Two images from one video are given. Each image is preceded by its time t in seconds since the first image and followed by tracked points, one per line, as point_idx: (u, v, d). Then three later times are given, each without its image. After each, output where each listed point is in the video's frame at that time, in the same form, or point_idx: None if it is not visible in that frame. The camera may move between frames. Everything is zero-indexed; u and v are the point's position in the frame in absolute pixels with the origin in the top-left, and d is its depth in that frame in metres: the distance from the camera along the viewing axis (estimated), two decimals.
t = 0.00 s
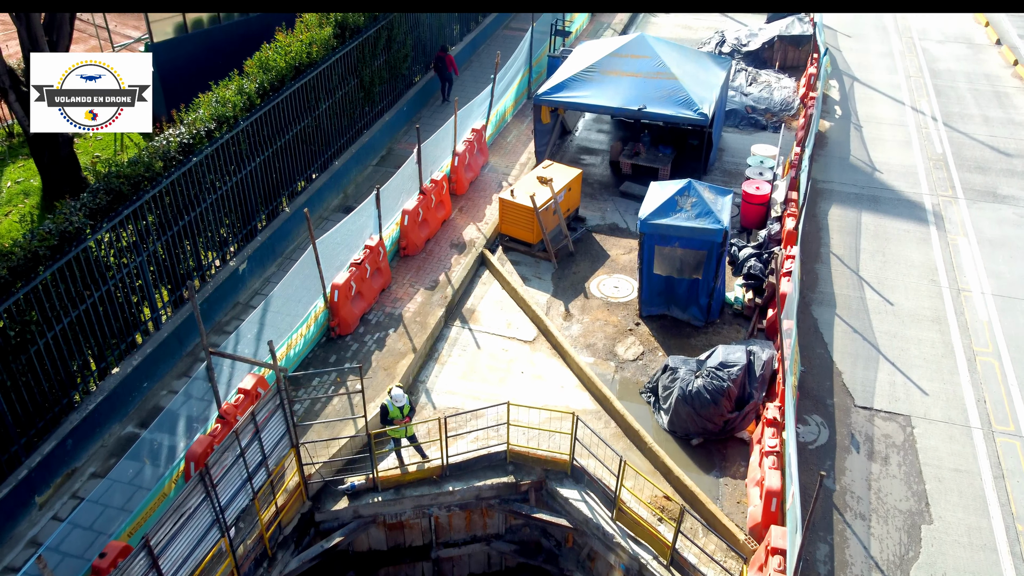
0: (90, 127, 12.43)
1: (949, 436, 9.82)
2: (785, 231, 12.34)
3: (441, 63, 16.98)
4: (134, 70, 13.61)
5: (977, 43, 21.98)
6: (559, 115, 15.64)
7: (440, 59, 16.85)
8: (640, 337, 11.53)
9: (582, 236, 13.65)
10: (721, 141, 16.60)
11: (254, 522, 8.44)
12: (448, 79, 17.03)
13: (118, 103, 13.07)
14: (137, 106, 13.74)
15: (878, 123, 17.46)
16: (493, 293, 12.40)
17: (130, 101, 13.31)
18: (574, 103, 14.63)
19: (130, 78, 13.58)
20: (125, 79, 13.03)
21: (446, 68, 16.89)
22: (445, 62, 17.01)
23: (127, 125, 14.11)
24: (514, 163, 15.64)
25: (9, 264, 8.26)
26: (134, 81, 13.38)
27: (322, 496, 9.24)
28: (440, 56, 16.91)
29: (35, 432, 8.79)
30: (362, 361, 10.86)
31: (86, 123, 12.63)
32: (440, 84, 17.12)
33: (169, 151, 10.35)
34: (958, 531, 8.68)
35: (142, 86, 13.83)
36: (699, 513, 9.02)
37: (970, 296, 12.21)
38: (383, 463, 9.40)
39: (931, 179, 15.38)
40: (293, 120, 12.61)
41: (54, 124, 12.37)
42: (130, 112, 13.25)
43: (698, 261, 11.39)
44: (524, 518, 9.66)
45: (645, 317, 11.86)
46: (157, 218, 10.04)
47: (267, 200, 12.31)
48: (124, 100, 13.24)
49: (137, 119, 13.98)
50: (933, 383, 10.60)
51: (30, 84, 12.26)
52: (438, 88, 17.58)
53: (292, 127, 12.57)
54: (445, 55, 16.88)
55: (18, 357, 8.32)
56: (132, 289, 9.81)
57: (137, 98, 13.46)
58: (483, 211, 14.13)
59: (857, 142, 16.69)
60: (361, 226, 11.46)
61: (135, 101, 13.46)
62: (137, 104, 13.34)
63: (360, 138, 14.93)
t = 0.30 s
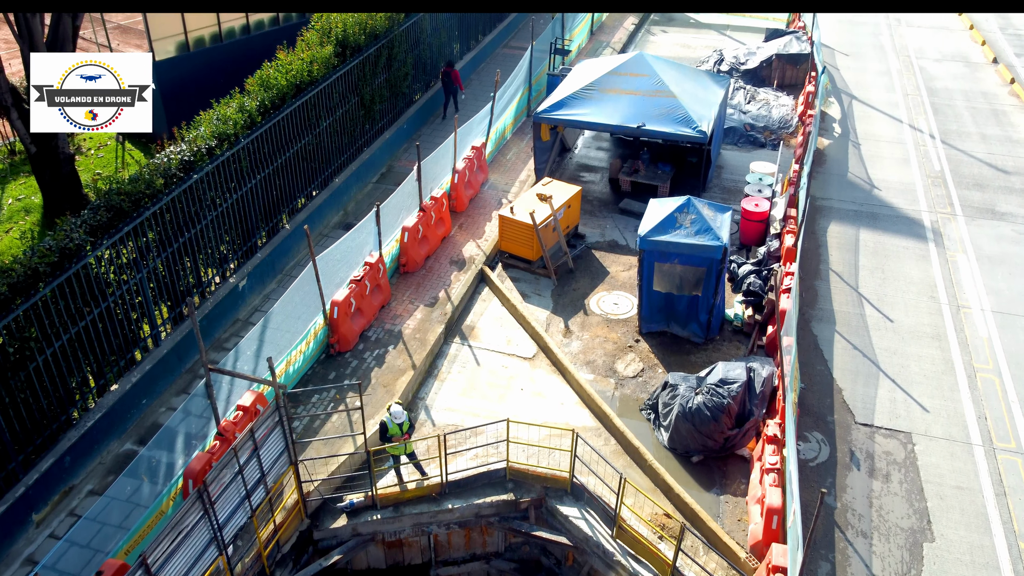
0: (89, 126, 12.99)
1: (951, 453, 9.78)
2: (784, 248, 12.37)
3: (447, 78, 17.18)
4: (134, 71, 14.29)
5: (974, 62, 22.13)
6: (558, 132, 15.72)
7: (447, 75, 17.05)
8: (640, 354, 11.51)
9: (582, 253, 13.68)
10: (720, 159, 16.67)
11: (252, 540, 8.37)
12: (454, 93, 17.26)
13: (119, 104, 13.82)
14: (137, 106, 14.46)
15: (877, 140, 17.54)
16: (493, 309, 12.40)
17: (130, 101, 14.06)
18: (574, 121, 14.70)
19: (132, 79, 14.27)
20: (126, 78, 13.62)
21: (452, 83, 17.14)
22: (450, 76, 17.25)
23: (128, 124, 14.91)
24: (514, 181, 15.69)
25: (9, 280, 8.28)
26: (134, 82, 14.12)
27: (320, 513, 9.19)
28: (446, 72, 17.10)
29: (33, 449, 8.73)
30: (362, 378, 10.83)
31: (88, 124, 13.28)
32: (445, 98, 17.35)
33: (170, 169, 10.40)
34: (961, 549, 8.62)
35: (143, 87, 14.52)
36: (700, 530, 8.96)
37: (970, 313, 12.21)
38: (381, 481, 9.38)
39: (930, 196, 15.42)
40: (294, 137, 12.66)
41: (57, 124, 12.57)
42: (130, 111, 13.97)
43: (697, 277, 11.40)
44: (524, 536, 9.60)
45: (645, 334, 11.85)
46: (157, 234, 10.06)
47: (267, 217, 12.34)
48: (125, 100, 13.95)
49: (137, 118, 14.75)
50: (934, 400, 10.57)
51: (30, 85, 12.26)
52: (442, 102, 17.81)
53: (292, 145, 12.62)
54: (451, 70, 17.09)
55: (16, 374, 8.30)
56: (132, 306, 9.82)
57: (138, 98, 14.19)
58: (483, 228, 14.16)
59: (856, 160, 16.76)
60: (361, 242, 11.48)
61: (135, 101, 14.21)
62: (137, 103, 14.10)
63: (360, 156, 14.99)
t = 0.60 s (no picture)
0: (87, 125, 13.39)
1: (951, 469, 9.75)
2: (783, 264, 12.41)
3: (451, 89, 17.59)
4: (134, 71, 14.63)
5: (971, 79, 22.27)
6: (557, 149, 15.79)
7: (451, 87, 17.41)
8: (639, 370, 11.50)
9: (581, 269, 13.70)
10: (718, 175, 16.73)
11: (250, 557, 8.30)
12: (457, 104, 17.60)
13: (119, 103, 14.16)
14: (137, 106, 14.83)
15: (875, 157, 17.61)
16: (493, 325, 12.41)
17: (130, 100, 14.42)
18: (573, 137, 14.77)
19: (132, 79, 14.61)
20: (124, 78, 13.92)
21: (455, 94, 17.49)
22: (455, 88, 17.60)
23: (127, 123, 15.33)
24: (514, 197, 15.74)
25: (8, 296, 8.28)
26: (134, 82, 14.46)
27: (319, 530, 9.17)
28: (450, 84, 17.52)
29: (30, 466, 8.70)
30: (361, 394, 10.81)
31: (87, 124, 13.61)
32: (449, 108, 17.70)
33: (170, 185, 10.43)
34: (962, 566, 8.57)
35: (144, 87, 14.85)
36: (700, 547, 8.91)
37: (969, 329, 12.21)
38: (379, 498, 9.38)
39: (928, 212, 15.46)
40: (294, 154, 12.71)
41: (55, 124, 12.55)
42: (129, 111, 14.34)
43: (696, 293, 11.42)
44: (524, 554, 9.49)
45: (645, 350, 11.84)
46: (157, 251, 10.07)
47: (267, 233, 12.37)
48: (124, 100, 14.32)
49: (138, 118, 15.19)
50: (934, 416, 10.55)
51: (31, 85, 12.33)
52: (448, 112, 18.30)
53: (292, 161, 12.68)
54: (456, 81, 17.48)
55: (15, 390, 8.28)
56: (131, 322, 9.83)
57: (138, 98, 14.56)
58: (483, 244, 14.19)
59: (854, 176, 16.82)
60: (361, 258, 11.50)
61: (135, 101, 14.57)
62: (137, 103, 14.48)
63: (360, 172, 15.05)
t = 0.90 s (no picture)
0: (90, 127, 12.83)
1: (952, 485, 9.72)
2: (781, 279, 12.44)
3: (456, 102, 18.01)
4: (134, 71, 14.32)
5: (968, 96, 22.39)
6: (557, 165, 15.85)
7: (455, 100, 17.87)
8: (639, 386, 11.48)
9: (580, 284, 13.72)
10: (717, 191, 16.79)
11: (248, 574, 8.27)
12: (460, 116, 18.00)
13: (117, 103, 13.75)
14: (138, 107, 14.53)
15: (873, 173, 17.68)
16: (492, 340, 12.41)
17: (130, 100, 14.17)
18: (572, 154, 14.83)
19: (132, 79, 14.30)
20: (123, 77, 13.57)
21: (459, 107, 17.90)
22: (458, 100, 18.04)
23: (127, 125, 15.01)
24: (513, 213, 15.79)
25: (8, 311, 8.29)
26: (134, 81, 14.17)
27: (317, 546, 9.11)
28: (455, 96, 17.95)
29: (28, 481, 8.68)
30: (360, 410, 10.78)
31: (86, 125, 12.94)
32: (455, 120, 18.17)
33: (170, 201, 10.47)
34: None
35: (143, 87, 14.57)
36: (700, 564, 8.86)
37: (969, 344, 12.21)
38: (377, 514, 9.32)
39: (926, 228, 15.50)
40: (294, 170, 12.76)
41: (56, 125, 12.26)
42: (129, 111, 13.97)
43: (695, 309, 11.42)
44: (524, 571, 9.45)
45: (644, 365, 11.84)
46: (157, 266, 10.09)
47: (267, 249, 12.40)
48: (125, 100, 14.04)
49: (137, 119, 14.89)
50: (934, 432, 10.53)
51: (31, 85, 12.21)
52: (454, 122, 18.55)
53: (292, 177, 12.72)
54: (458, 94, 17.88)
55: (13, 406, 8.26)
56: (131, 337, 9.84)
57: (138, 98, 14.34)
58: (482, 260, 14.22)
59: (852, 192, 16.87)
60: (360, 274, 11.52)
61: (135, 101, 14.31)
62: (137, 104, 14.22)
63: (360, 188, 15.10)
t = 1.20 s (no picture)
0: (89, 126, 12.62)
1: (952, 500, 9.69)
2: (781, 294, 12.46)
3: (458, 113, 18.32)
4: (134, 71, 14.37)
5: (966, 112, 22.51)
6: (556, 180, 15.91)
7: (457, 110, 18.19)
8: (639, 401, 11.47)
9: (580, 299, 13.74)
10: (716, 206, 16.84)
11: None
12: (464, 127, 18.36)
13: (118, 104, 13.61)
14: (137, 107, 14.44)
15: (871, 188, 17.74)
16: (491, 355, 12.42)
17: (131, 101, 13.98)
18: (571, 169, 14.90)
19: (132, 80, 14.33)
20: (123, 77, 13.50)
21: (463, 117, 18.24)
22: (462, 111, 18.36)
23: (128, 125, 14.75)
24: (512, 228, 15.83)
25: (8, 325, 8.30)
26: (134, 82, 14.13)
27: (315, 562, 9.03)
28: (456, 107, 18.27)
29: (26, 496, 8.65)
30: (359, 424, 10.77)
31: (88, 126, 12.84)
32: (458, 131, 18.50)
33: (171, 216, 10.51)
34: None
35: (143, 87, 14.64)
36: None
37: (968, 359, 12.21)
38: (377, 530, 9.26)
39: (925, 243, 15.54)
40: (294, 186, 12.81)
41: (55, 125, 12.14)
42: (130, 112, 13.78)
43: (695, 323, 11.43)
44: None
45: (644, 380, 11.84)
46: (157, 281, 10.11)
47: (267, 264, 12.43)
48: (125, 100, 13.82)
49: (136, 119, 14.60)
50: (934, 446, 10.51)
51: (30, 85, 11.98)
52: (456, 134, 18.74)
53: (292, 193, 12.77)
54: (462, 105, 18.22)
55: (12, 420, 8.26)
56: (131, 351, 9.85)
57: (138, 99, 14.16)
58: (482, 274, 14.25)
59: (851, 207, 16.93)
60: (360, 289, 11.53)
61: (135, 102, 14.12)
62: (137, 104, 14.01)
63: (360, 204, 15.15)
